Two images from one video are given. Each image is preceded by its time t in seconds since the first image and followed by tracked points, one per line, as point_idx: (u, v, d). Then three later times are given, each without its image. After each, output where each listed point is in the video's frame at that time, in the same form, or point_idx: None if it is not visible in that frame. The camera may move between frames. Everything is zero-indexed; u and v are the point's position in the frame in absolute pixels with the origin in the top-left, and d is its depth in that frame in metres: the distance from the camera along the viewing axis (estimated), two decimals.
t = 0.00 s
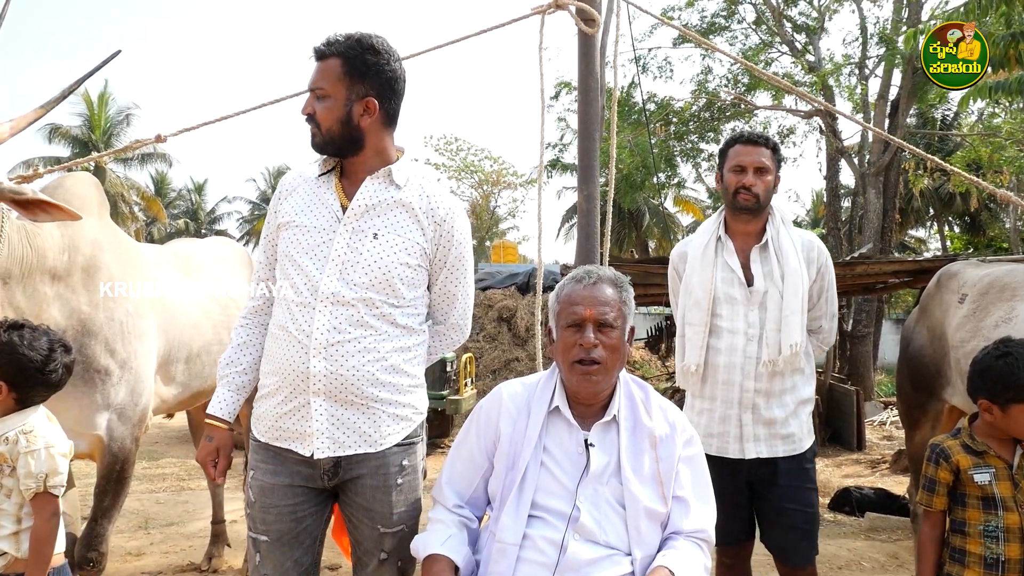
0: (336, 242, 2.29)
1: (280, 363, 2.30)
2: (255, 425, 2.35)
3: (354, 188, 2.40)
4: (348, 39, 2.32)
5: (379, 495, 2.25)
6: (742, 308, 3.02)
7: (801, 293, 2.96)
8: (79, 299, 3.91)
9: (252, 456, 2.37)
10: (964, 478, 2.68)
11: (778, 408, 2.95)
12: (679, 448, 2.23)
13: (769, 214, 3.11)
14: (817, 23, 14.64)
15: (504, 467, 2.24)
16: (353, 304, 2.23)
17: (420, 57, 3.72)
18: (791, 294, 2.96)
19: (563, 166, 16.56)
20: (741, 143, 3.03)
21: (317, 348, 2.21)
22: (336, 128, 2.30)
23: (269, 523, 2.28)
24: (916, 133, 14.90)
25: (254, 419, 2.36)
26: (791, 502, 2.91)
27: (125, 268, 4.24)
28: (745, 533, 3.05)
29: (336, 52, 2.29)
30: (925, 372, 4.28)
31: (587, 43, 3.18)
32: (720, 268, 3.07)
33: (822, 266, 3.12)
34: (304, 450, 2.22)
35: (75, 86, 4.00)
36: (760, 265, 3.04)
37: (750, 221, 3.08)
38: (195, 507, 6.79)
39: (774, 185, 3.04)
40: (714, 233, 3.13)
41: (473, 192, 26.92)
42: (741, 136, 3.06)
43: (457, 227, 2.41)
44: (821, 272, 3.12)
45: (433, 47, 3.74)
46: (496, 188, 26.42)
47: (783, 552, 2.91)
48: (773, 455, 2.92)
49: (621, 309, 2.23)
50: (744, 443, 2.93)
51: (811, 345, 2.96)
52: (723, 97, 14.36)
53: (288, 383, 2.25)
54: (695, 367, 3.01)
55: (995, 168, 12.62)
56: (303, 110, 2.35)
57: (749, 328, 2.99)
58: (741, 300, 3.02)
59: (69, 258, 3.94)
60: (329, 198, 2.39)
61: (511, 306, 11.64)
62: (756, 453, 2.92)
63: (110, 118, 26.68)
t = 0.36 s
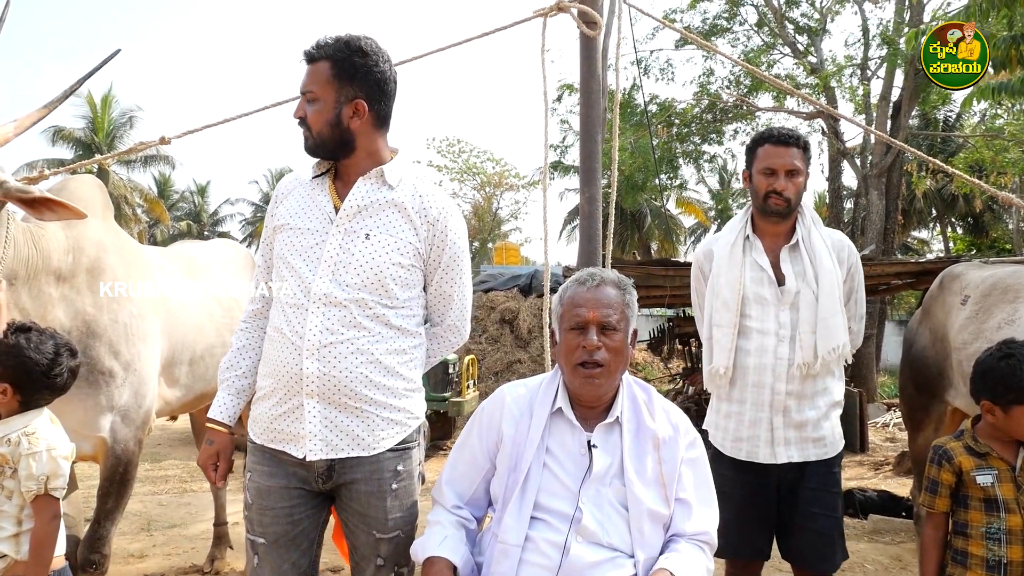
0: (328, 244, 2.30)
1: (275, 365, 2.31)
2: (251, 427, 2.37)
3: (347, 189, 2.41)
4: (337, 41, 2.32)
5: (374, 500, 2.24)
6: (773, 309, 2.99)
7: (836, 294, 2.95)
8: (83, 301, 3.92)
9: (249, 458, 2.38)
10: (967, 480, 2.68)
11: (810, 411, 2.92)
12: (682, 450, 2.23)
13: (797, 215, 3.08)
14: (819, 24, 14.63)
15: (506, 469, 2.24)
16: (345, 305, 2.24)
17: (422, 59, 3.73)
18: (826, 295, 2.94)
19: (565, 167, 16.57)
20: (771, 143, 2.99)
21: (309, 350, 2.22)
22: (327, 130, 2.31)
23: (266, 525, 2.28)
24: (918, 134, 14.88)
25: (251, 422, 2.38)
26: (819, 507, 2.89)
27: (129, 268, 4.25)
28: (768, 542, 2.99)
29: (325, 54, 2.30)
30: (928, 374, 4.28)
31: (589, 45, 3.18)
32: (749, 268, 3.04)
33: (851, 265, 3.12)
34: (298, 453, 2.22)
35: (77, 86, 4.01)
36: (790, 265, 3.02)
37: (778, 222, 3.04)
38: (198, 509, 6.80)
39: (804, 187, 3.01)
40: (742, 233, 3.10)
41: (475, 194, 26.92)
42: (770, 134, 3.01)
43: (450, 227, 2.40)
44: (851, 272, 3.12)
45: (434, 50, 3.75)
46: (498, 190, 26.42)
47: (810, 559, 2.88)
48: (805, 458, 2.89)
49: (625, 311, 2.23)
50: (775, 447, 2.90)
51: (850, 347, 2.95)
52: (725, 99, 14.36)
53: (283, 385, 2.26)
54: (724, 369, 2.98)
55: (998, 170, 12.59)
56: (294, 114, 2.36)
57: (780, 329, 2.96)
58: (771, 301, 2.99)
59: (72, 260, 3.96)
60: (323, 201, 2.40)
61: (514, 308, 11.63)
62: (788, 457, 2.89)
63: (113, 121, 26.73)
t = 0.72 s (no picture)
0: (322, 246, 2.31)
1: (270, 368, 2.32)
2: (248, 431, 2.37)
3: (341, 191, 2.41)
4: (328, 44, 2.32)
5: (370, 504, 2.25)
6: (795, 313, 2.98)
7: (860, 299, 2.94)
8: (86, 304, 3.93)
9: (247, 461, 2.39)
10: (968, 483, 2.68)
11: (832, 417, 2.92)
12: (683, 453, 2.24)
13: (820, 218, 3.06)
14: (820, 27, 14.65)
15: (509, 473, 2.24)
16: (338, 307, 2.24)
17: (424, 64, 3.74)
18: (851, 300, 2.93)
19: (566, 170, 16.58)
20: (796, 147, 2.95)
21: (303, 352, 2.23)
22: (320, 133, 2.31)
23: (263, 528, 2.29)
24: (919, 137, 14.89)
25: (248, 426, 2.38)
26: (841, 514, 2.90)
27: (131, 270, 4.27)
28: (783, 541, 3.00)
29: (317, 58, 2.31)
30: (929, 377, 4.29)
31: (590, 48, 3.19)
32: (770, 272, 3.04)
33: (875, 270, 3.11)
34: (294, 456, 2.23)
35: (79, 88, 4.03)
36: (814, 270, 3.01)
37: (800, 226, 3.03)
38: (199, 512, 6.80)
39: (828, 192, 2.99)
40: (764, 236, 3.10)
41: (476, 196, 26.93)
42: (796, 138, 2.97)
43: (445, 228, 2.41)
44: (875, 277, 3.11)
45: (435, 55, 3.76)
46: (499, 193, 26.44)
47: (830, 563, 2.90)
48: (827, 465, 2.89)
49: (629, 315, 2.24)
50: (798, 454, 2.90)
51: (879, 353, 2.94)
52: (726, 102, 14.37)
53: (278, 388, 2.27)
54: (746, 375, 2.98)
55: (999, 172, 12.59)
56: (289, 118, 2.37)
57: (802, 333, 2.96)
58: (794, 305, 2.99)
59: (75, 262, 3.98)
60: (317, 204, 2.41)
61: (515, 310, 11.64)
62: (811, 464, 2.88)
63: (115, 123, 26.76)
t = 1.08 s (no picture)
0: (320, 248, 2.31)
1: (269, 371, 2.33)
2: (247, 433, 2.38)
3: (338, 193, 2.42)
4: (324, 46, 2.33)
5: (370, 505, 2.25)
6: (785, 313, 2.99)
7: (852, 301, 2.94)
8: (86, 305, 3.94)
9: (247, 462, 2.39)
10: (968, 484, 2.69)
11: (819, 417, 2.92)
12: (684, 455, 2.24)
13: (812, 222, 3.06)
14: (821, 29, 14.65)
15: (509, 475, 2.24)
16: (336, 310, 2.24)
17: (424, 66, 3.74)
18: (841, 301, 2.93)
19: (566, 171, 16.58)
20: (794, 151, 2.94)
21: (302, 355, 2.23)
22: (317, 135, 2.32)
23: (263, 529, 2.29)
24: (919, 139, 14.89)
25: (248, 428, 2.39)
26: (830, 514, 2.89)
27: (131, 271, 4.27)
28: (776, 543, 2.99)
29: (312, 60, 2.31)
30: (930, 379, 4.29)
31: (591, 51, 3.19)
32: (761, 272, 3.04)
33: (865, 274, 3.12)
34: (293, 458, 2.23)
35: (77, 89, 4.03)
36: (806, 271, 3.02)
37: (792, 230, 3.04)
38: (200, 513, 6.80)
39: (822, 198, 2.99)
40: (756, 237, 3.10)
41: (476, 198, 26.93)
42: (793, 142, 2.96)
43: (442, 229, 2.41)
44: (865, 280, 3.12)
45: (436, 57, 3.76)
46: (500, 194, 26.44)
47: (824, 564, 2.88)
48: (813, 466, 2.90)
49: (631, 317, 2.24)
50: (785, 452, 2.91)
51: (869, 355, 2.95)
52: (727, 103, 14.37)
53: (277, 391, 2.27)
54: (735, 374, 2.99)
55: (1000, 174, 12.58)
56: (286, 120, 2.37)
57: (792, 332, 2.97)
58: (784, 305, 2.99)
59: (75, 263, 3.98)
60: (315, 206, 2.41)
61: (516, 312, 11.63)
62: (798, 463, 2.89)
63: (116, 125, 26.74)
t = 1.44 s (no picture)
0: (320, 249, 2.31)
1: (269, 372, 2.33)
2: (248, 434, 2.38)
3: (338, 193, 2.42)
4: (323, 45, 2.33)
5: (371, 505, 2.25)
6: (773, 312, 2.99)
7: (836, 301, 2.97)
8: (85, 305, 3.94)
9: (248, 462, 2.39)
10: (970, 484, 2.68)
11: (807, 415, 2.94)
12: (685, 455, 2.24)
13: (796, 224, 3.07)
14: (822, 29, 14.65)
15: (511, 475, 2.24)
16: (336, 310, 2.25)
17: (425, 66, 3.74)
18: (827, 302, 2.95)
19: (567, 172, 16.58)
20: (781, 154, 2.93)
21: (303, 355, 2.23)
22: (317, 135, 2.32)
23: (264, 529, 2.30)
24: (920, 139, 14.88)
25: (249, 429, 2.39)
26: (815, 509, 2.91)
27: (131, 271, 4.28)
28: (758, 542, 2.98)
29: (311, 60, 2.31)
30: (930, 379, 4.29)
31: (592, 52, 3.19)
32: (747, 273, 3.02)
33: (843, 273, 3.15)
34: (294, 458, 2.23)
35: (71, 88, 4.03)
36: (791, 271, 3.03)
37: (776, 232, 3.03)
38: (200, 513, 6.80)
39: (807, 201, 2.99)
40: (740, 237, 3.07)
41: (477, 198, 26.91)
42: (780, 146, 2.94)
43: (442, 229, 2.41)
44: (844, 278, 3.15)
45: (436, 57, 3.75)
46: (500, 194, 26.43)
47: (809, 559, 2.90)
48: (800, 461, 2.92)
49: (632, 318, 2.24)
50: (774, 449, 2.90)
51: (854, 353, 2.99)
52: (728, 104, 14.37)
53: (278, 391, 2.27)
54: (724, 374, 2.96)
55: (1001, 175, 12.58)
56: (285, 120, 2.37)
57: (781, 331, 2.97)
58: (772, 305, 2.99)
59: (74, 263, 3.99)
60: (315, 207, 2.41)
61: (516, 312, 11.63)
62: (786, 460, 2.90)
63: (116, 125, 26.74)
